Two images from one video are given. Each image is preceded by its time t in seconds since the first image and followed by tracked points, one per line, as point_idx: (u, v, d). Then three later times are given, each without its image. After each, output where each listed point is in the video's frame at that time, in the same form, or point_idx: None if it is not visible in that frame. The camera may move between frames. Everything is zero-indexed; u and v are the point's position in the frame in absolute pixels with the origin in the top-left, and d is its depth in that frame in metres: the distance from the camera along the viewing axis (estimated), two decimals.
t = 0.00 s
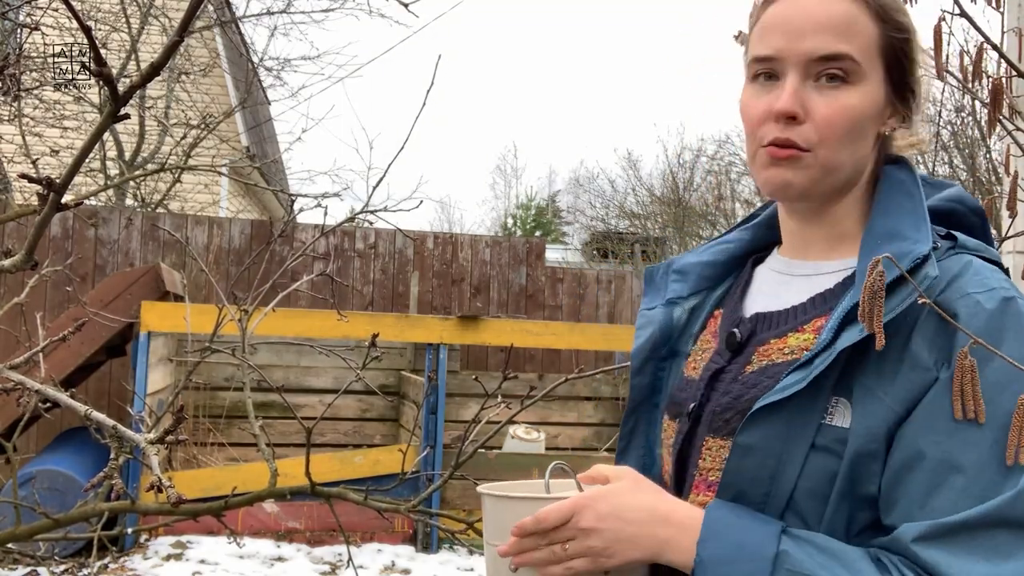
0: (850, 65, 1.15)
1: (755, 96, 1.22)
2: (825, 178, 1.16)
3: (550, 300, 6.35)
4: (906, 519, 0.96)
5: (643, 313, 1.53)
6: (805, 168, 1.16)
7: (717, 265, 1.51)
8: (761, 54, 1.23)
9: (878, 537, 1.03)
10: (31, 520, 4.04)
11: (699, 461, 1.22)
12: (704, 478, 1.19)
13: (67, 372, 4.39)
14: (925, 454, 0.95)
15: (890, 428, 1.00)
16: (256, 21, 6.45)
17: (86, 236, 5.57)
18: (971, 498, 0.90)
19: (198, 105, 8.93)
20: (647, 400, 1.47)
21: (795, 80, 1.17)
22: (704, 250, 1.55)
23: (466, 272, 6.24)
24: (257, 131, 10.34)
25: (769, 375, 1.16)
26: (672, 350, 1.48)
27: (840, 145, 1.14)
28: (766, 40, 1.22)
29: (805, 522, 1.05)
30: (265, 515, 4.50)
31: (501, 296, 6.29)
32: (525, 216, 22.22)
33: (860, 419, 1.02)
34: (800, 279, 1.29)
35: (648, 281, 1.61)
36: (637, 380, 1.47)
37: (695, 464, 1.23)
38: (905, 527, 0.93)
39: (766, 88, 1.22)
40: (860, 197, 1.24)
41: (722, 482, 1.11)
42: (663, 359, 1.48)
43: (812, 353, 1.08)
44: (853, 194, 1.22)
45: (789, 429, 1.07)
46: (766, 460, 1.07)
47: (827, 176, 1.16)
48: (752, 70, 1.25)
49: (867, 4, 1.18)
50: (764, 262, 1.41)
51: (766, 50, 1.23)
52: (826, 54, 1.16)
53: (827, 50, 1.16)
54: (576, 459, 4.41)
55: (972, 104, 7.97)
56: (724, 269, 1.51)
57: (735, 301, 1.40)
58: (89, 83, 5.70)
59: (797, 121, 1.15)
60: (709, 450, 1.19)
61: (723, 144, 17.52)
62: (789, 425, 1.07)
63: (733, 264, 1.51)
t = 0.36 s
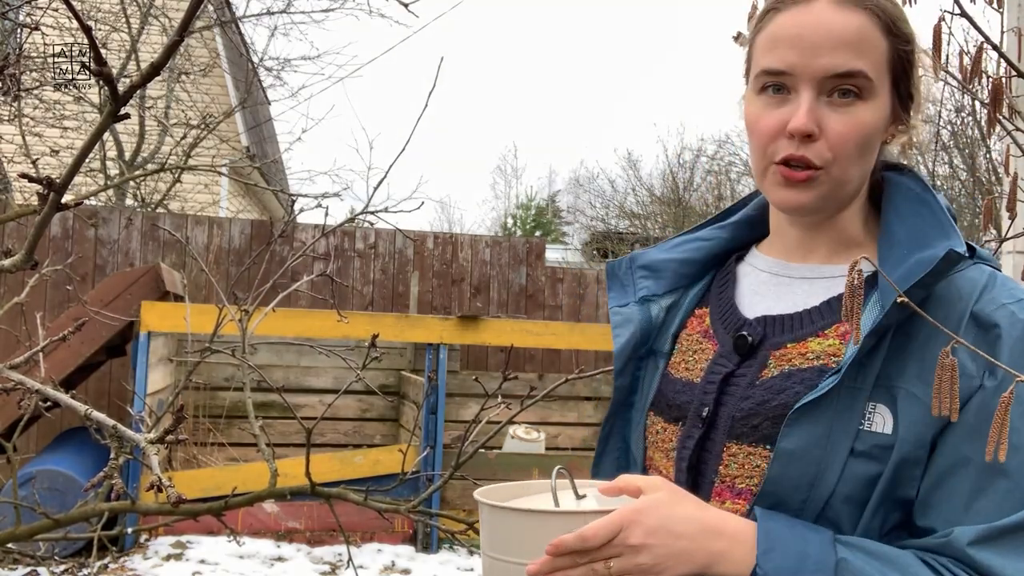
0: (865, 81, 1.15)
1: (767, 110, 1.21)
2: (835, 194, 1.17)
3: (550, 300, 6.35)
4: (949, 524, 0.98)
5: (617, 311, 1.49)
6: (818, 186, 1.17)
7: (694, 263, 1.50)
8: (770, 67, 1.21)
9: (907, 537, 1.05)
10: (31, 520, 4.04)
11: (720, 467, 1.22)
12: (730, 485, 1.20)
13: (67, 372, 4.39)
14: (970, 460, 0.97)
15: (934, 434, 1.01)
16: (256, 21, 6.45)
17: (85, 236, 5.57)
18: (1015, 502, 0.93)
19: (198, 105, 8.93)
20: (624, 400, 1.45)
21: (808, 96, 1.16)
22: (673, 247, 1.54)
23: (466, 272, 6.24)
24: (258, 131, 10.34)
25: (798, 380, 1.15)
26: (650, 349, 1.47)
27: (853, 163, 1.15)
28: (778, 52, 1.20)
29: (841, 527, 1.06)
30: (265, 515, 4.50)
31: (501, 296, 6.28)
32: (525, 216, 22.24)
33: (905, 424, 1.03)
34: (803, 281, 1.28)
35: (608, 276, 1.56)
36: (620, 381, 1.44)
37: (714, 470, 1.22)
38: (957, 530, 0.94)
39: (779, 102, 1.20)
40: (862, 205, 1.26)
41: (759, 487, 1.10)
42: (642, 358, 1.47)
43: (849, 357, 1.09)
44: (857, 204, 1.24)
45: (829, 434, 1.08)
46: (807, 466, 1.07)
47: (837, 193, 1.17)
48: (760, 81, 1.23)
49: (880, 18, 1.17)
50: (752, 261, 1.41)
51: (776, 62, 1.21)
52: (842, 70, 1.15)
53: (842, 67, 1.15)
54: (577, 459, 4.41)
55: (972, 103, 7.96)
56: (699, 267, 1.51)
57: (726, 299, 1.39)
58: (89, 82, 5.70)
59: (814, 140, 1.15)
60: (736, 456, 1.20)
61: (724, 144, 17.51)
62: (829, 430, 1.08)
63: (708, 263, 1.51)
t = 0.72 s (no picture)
0: (852, 78, 1.15)
1: (754, 109, 1.21)
2: (824, 193, 1.17)
3: (550, 300, 6.35)
4: (945, 516, 0.98)
5: (610, 311, 1.48)
6: (807, 184, 1.16)
7: (686, 262, 1.50)
8: (756, 66, 1.21)
9: (905, 532, 1.05)
10: (31, 520, 4.04)
11: (715, 466, 1.21)
12: (725, 483, 1.20)
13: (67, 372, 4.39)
14: (963, 453, 0.98)
15: (926, 427, 1.01)
16: (257, 21, 6.45)
17: (86, 236, 5.57)
18: (1010, 493, 0.94)
19: (198, 106, 8.93)
20: (620, 400, 1.45)
21: (794, 94, 1.16)
22: (665, 246, 1.54)
23: (467, 272, 6.24)
24: (258, 131, 10.34)
25: (791, 378, 1.15)
26: (645, 348, 1.46)
27: (841, 160, 1.15)
28: (762, 51, 1.20)
29: (837, 522, 1.06)
30: (266, 515, 4.50)
31: (502, 296, 6.29)
32: (525, 216, 22.26)
33: (897, 419, 1.03)
34: (794, 278, 1.28)
35: (601, 276, 1.56)
36: (614, 381, 1.44)
37: (709, 469, 1.22)
38: (954, 522, 0.95)
39: (766, 100, 1.20)
40: (850, 203, 1.26)
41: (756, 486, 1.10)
42: (636, 357, 1.46)
43: (840, 353, 1.08)
44: (845, 203, 1.24)
45: (822, 432, 1.08)
46: (800, 463, 1.07)
47: (826, 192, 1.17)
48: (746, 81, 1.23)
49: (865, 16, 1.17)
50: (743, 259, 1.41)
51: (763, 60, 1.20)
52: (828, 68, 1.15)
53: (828, 64, 1.15)
54: (577, 459, 4.41)
55: (972, 103, 7.97)
56: (691, 266, 1.51)
57: (718, 297, 1.39)
58: (89, 83, 5.71)
59: (801, 138, 1.14)
60: (730, 455, 1.19)
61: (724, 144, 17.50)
62: (822, 428, 1.08)
63: (700, 261, 1.51)
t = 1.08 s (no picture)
0: (842, 78, 1.15)
1: (744, 113, 1.21)
2: (816, 195, 1.17)
3: (550, 300, 6.35)
4: (941, 516, 0.98)
5: (607, 313, 1.48)
6: (801, 186, 1.16)
7: (683, 263, 1.50)
8: (745, 69, 1.20)
9: (901, 532, 1.05)
10: (30, 520, 4.04)
11: (710, 467, 1.21)
12: (720, 485, 1.19)
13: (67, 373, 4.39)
14: (957, 453, 0.98)
15: (920, 427, 1.02)
16: (257, 21, 6.45)
17: (86, 236, 5.56)
18: (1007, 493, 0.94)
19: (198, 105, 8.93)
20: (617, 402, 1.45)
21: (785, 96, 1.16)
22: (662, 248, 1.54)
23: (467, 272, 6.24)
24: (257, 131, 10.34)
25: (785, 379, 1.15)
26: (642, 350, 1.46)
27: (833, 161, 1.15)
28: (752, 54, 1.20)
29: (833, 523, 1.06)
30: (265, 515, 4.50)
31: (502, 296, 6.28)
32: (525, 216, 22.26)
33: (890, 421, 1.03)
34: (788, 279, 1.28)
35: (599, 278, 1.56)
36: (611, 383, 1.44)
37: (704, 470, 1.22)
38: (949, 524, 0.95)
39: (756, 103, 1.20)
40: (844, 202, 1.26)
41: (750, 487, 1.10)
42: (633, 359, 1.46)
43: (833, 354, 1.08)
44: (840, 203, 1.24)
45: (816, 434, 1.07)
46: (795, 465, 1.07)
47: (819, 193, 1.17)
48: (736, 84, 1.23)
49: (852, 16, 1.17)
50: (740, 260, 1.40)
51: (752, 64, 1.20)
52: (818, 69, 1.15)
53: (818, 66, 1.15)
54: (577, 459, 4.41)
55: (972, 103, 7.99)
56: (689, 268, 1.50)
57: (714, 298, 1.39)
58: (89, 82, 5.71)
59: (793, 140, 1.14)
60: (726, 456, 1.19)
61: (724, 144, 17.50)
62: (816, 429, 1.07)
63: (698, 262, 1.51)
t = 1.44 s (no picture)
0: (838, 79, 1.15)
1: (740, 114, 1.21)
2: (813, 194, 1.17)
3: (550, 300, 6.34)
4: (941, 516, 0.98)
5: (606, 315, 1.48)
6: (797, 186, 1.16)
7: (682, 264, 1.50)
8: (741, 70, 1.21)
9: (901, 532, 1.05)
10: (30, 521, 4.04)
11: (709, 468, 1.21)
12: (719, 485, 1.19)
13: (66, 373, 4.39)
14: (956, 454, 0.98)
15: (919, 427, 1.02)
16: (257, 21, 6.45)
17: (86, 236, 5.57)
18: (1006, 493, 0.93)
19: (198, 105, 8.93)
20: (616, 403, 1.45)
21: (780, 97, 1.16)
22: (661, 250, 1.54)
23: (467, 272, 6.24)
24: (257, 131, 10.34)
25: (783, 379, 1.15)
26: (641, 351, 1.46)
27: (830, 160, 1.15)
28: (747, 55, 1.20)
29: (833, 523, 1.06)
30: (265, 515, 4.49)
31: (502, 296, 6.28)
32: (525, 216, 22.27)
33: (889, 421, 1.03)
34: (787, 279, 1.28)
35: (599, 280, 1.56)
36: (609, 385, 1.44)
37: (703, 471, 1.22)
38: (948, 524, 0.95)
39: (752, 105, 1.20)
40: (842, 201, 1.26)
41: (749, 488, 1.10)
42: (631, 360, 1.46)
43: (831, 354, 1.08)
44: (837, 202, 1.24)
45: (814, 435, 1.07)
46: (794, 466, 1.07)
47: (816, 193, 1.17)
48: (731, 86, 1.23)
49: (847, 17, 1.17)
50: (739, 261, 1.40)
51: (747, 64, 1.20)
52: (812, 70, 1.15)
53: (812, 66, 1.15)
54: (577, 460, 4.41)
55: (972, 103, 7.99)
56: (688, 269, 1.50)
57: (713, 299, 1.39)
58: (89, 82, 5.71)
59: (789, 141, 1.14)
60: (725, 456, 1.19)
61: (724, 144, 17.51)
62: (814, 430, 1.07)
63: (697, 264, 1.51)
